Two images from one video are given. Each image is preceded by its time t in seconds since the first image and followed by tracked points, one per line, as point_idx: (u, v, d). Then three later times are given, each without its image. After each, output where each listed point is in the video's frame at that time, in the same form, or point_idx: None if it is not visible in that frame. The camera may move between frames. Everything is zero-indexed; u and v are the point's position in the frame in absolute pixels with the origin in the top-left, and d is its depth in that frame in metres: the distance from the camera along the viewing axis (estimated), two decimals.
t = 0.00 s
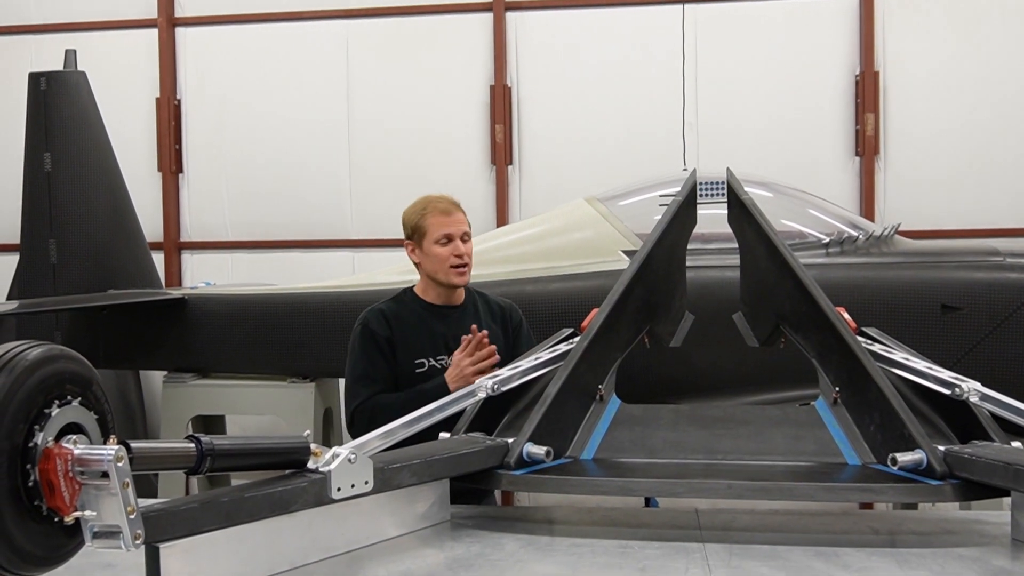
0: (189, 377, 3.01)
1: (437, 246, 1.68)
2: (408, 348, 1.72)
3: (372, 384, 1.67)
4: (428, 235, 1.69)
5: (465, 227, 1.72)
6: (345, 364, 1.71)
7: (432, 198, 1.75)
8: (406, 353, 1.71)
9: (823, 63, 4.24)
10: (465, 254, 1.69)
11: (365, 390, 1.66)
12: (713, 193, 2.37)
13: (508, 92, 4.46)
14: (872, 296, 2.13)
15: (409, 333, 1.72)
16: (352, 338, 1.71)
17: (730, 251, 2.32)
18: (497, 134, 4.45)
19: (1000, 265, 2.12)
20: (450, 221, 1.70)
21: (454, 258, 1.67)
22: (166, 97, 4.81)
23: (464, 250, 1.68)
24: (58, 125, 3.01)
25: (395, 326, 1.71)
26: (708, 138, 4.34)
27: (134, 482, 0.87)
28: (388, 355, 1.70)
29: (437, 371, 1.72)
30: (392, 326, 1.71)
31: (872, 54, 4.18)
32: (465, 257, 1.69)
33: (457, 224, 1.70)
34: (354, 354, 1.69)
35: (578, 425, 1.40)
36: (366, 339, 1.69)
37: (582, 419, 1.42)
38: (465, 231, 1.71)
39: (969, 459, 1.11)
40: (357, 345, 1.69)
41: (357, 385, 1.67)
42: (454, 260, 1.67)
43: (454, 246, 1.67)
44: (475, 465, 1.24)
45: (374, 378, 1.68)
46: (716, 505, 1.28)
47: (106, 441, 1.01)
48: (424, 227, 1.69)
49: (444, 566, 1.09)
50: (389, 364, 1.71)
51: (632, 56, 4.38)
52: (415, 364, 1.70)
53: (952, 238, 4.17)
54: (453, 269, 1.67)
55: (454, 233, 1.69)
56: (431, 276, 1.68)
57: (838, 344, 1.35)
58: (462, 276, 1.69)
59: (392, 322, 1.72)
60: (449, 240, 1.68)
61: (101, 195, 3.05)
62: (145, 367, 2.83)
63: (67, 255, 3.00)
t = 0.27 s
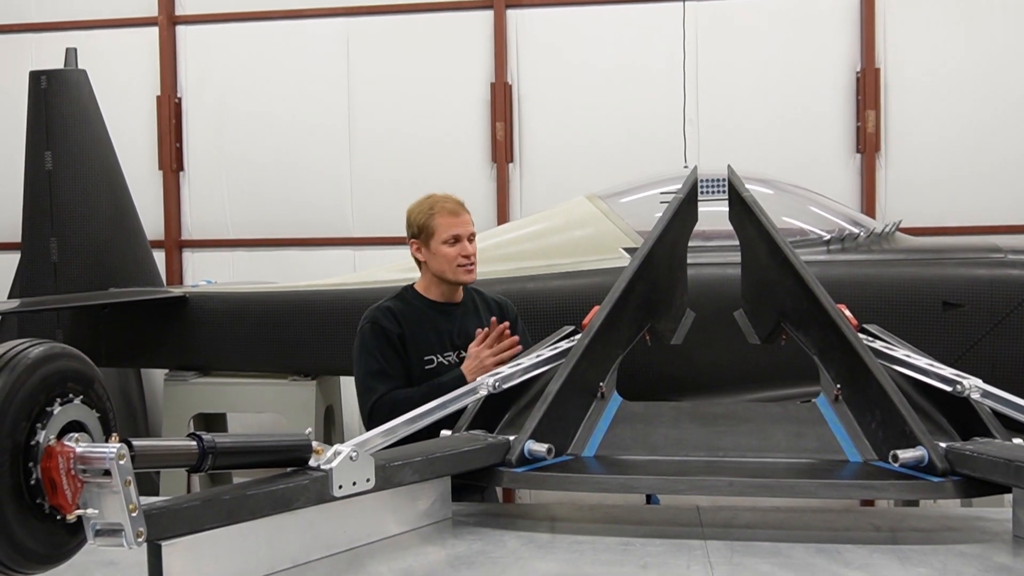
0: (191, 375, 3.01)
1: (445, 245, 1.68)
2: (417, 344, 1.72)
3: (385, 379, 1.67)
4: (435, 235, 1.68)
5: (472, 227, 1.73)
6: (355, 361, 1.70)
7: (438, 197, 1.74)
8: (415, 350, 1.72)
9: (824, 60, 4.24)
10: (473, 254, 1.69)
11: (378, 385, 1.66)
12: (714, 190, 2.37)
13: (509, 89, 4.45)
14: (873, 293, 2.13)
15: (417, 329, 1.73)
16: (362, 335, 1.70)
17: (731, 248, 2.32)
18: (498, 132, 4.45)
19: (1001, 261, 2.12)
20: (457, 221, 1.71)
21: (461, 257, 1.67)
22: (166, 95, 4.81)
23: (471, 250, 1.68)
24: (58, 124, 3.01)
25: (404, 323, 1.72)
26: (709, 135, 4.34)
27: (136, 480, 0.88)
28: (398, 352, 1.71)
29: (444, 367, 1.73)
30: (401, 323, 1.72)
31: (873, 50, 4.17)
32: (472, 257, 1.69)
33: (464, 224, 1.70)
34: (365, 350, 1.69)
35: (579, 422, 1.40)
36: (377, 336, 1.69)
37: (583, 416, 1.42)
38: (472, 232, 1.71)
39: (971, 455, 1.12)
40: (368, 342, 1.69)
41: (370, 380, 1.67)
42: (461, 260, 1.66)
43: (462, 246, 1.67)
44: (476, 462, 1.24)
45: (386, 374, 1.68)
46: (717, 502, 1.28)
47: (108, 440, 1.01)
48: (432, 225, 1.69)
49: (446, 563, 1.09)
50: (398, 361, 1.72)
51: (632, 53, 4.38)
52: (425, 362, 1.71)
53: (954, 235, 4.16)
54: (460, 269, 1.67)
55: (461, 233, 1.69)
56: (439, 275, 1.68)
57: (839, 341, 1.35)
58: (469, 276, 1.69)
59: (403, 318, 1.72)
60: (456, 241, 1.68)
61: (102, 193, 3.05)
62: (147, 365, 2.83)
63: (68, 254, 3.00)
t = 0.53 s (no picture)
0: (191, 374, 3.01)
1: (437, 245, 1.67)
2: (418, 341, 1.73)
3: (391, 373, 1.66)
4: (427, 235, 1.68)
5: (466, 224, 1.71)
6: (357, 357, 1.69)
7: (433, 195, 1.72)
8: (417, 346, 1.72)
9: (823, 56, 4.24)
10: (465, 253, 1.68)
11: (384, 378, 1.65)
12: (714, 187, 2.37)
13: (508, 87, 4.45)
14: (872, 290, 2.13)
15: (419, 326, 1.73)
16: (364, 331, 1.69)
17: (730, 246, 2.32)
18: (498, 130, 4.45)
19: (1001, 258, 2.12)
20: (449, 220, 1.69)
21: (454, 257, 1.67)
22: (166, 94, 4.81)
23: (464, 249, 1.67)
24: (58, 123, 3.01)
25: (406, 319, 1.72)
26: (709, 132, 4.33)
27: (137, 479, 0.88)
28: (401, 347, 1.70)
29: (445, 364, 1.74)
30: (403, 319, 1.72)
31: (872, 47, 4.17)
32: (465, 256, 1.68)
33: (456, 222, 1.69)
34: (369, 345, 1.68)
35: (579, 419, 1.40)
36: (380, 332, 1.69)
37: (583, 413, 1.42)
38: (465, 229, 1.69)
39: (971, 452, 1.12)
40: (371, 338, 1.68)
41: (376, 374, 1.66)
42: (453, 260, 1.66)
43: (454, 246, 1.66)
44: (477, 460, 1.24)
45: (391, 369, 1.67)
46: (717, 499, 1.28)
47: (109, 438, 1.00)
48: (424, 225, 1.68)
49: (446, 560, 1.10)
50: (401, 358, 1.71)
51: (632, 51, 4.38)
52: (428, 358, 1.72)
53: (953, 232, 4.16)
54: (452, 269, 1.67)
55: (453, 232, 1.67)
56: (433, 274, 1.69)
57: (839, 338, 1.35)
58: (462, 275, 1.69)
59: (405, 315, 1.72)
60: (448, 241, 1.67)
61: (102, 193, 3.05)
62: (147, 364, 2.83)
63: (68, 252, 3.00)
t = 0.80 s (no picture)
0: (192, 371, 3.02)
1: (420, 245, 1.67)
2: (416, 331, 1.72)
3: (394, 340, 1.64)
4: (410, 235, 1.67)
5: (451, 223, 1.67)
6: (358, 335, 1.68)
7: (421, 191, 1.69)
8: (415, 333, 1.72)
9: (823, 53, 4.24)
10: (447, 255, 1.67)
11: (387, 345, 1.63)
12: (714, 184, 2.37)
13: (508, 84, 4.45)
14: (872, 287, 2.13)
15: (416, 315, 1.73)
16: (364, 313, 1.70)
17: (730, 243, 2.32)
18: (498, 127, 4.45)
19: (1000, 255, 2.12)
20: (432, 221, 1.66)
21: (435, 259, 1.67)
22: (165, 92, 4.81)
23: (444, 252, 1.66)
24: (57, 121, 3.01)
25: (403, 306, 1.73)
26: (709, 129, 4.33)
27: (138, 476, 0.88)
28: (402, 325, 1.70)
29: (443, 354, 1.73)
30: (401, 306, 1.73)
31: (872, 44, 4.16)
32: (448, 257, 1.67)
33: (439, 224, 1.65)
34: (370, 320, 1.68)
35: (580, 415, 1.41)
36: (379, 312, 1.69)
37: (583, 409, 1.42)
38: (448, 230, 1.66)
39: (971, 448, 1.12)
40: (372, 315, 1.68)
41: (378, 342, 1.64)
42: (434, 263, 1.67)
43: (434, 249, 1.66)
44: (477, 456, 1.25)
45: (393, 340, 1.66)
46: (718, 496, 1.28)
47: (110, 435, 1.01)
48: (408, 225, 1.68)
49: (447, 557, 1.10)
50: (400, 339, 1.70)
51: (632, 48, 4.38)
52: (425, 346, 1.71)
53: (954, 228, 4.16)
54: (433, 270, 1.68)
55: (435, 235, 1.66)
56: (418, 271, 1.71)
57: (839, 335, 1.35)
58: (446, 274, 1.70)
59: (402, 301, 1.73)
60: (429, 242, 1.66)
61: (102, 191, 3.05)
62: (147, 361, 2.83)
63: (69, 250, 3.00)
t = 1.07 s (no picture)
0: (193, 366, 3.02)
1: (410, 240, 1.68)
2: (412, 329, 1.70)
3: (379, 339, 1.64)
4: (400, 230, 1.68)
5: (438, 215, 1.67)
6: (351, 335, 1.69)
7: (409, 184, 1.69)
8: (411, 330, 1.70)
9: (824, 48, 4.23)
10: (437, 248, 1.67)
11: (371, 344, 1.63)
12: (714, 179, 2.36)
13: (509, 80, 4.44)
14: (873, 282, 2.13)
15: (412, 313, 1.72)
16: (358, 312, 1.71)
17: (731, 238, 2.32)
18: (499, 123, 4.44)
19: (1001, 250, 2.12)
20: (419, 214, 1.66)
21: (425, 253, 1.67)
22: (165, 88, 4.80)
23: (434, 245, 1.66)
24: (58, 117, 3.01)
25: (397, 305, 1.72)
26: (710, 125, 4.33)
27: (140, 470, 0.88)
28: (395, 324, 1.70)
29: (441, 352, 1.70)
30: (396, 304, 1.72)
31: (873, 39, 4.16)
32: (437, 250, 1.67)
33: (426, 217, 1.66)
34: (362, 320, 1.68)
35: (581, 410, 1.41)
36: (372, 311, 1.70)
37: (584, 404, 1.42)
38: (436, 223, 1.66)
39: (971, 442, 1.12)
40: (364, 314, 1.69)
41: (364, 342, 1.64)
42: (424, 257, 1.67)
43: (423, 243, 1.66)
44: (478, 451, 1.25)
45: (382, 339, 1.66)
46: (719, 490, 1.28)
47: (111, 429, 1.01)
48: (397, 220, 1.68)
49: (448, 551, 1.10)
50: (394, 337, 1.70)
51: (632, 43, 4.37)
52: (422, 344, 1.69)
53: (955, 223, 4.16)
54: (424, 264, 1.68)
55: (423, 228, 1.66)
56: (411, 266, 1.71)
57: (840, 330, 1.35)
58: (438, 268, 1.69)
59: (396, 299, 1.73)
60: (418, 236, 1.66)
61: (103, 186, 3.05)
62: (148, 357, 2.83)
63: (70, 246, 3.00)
